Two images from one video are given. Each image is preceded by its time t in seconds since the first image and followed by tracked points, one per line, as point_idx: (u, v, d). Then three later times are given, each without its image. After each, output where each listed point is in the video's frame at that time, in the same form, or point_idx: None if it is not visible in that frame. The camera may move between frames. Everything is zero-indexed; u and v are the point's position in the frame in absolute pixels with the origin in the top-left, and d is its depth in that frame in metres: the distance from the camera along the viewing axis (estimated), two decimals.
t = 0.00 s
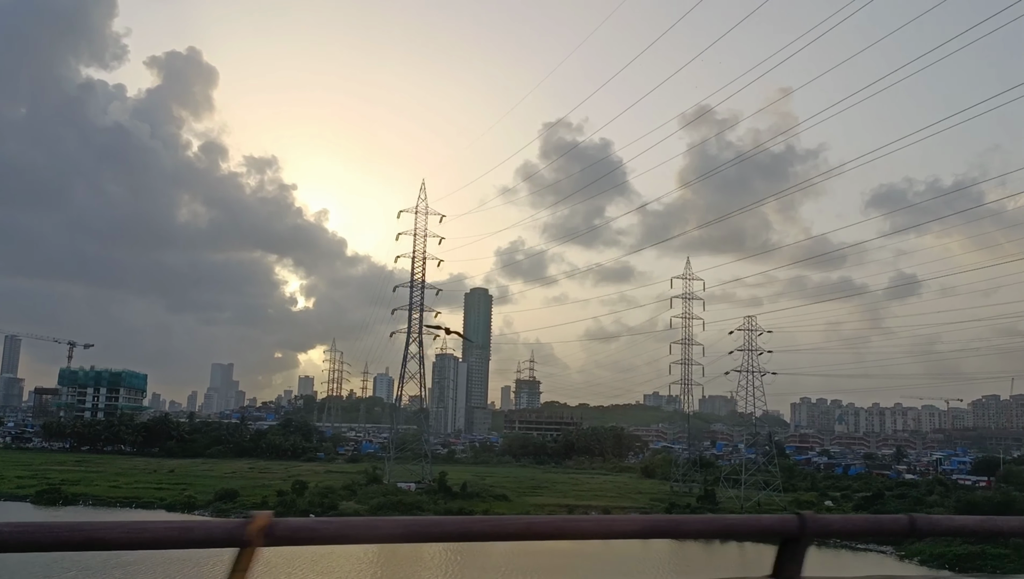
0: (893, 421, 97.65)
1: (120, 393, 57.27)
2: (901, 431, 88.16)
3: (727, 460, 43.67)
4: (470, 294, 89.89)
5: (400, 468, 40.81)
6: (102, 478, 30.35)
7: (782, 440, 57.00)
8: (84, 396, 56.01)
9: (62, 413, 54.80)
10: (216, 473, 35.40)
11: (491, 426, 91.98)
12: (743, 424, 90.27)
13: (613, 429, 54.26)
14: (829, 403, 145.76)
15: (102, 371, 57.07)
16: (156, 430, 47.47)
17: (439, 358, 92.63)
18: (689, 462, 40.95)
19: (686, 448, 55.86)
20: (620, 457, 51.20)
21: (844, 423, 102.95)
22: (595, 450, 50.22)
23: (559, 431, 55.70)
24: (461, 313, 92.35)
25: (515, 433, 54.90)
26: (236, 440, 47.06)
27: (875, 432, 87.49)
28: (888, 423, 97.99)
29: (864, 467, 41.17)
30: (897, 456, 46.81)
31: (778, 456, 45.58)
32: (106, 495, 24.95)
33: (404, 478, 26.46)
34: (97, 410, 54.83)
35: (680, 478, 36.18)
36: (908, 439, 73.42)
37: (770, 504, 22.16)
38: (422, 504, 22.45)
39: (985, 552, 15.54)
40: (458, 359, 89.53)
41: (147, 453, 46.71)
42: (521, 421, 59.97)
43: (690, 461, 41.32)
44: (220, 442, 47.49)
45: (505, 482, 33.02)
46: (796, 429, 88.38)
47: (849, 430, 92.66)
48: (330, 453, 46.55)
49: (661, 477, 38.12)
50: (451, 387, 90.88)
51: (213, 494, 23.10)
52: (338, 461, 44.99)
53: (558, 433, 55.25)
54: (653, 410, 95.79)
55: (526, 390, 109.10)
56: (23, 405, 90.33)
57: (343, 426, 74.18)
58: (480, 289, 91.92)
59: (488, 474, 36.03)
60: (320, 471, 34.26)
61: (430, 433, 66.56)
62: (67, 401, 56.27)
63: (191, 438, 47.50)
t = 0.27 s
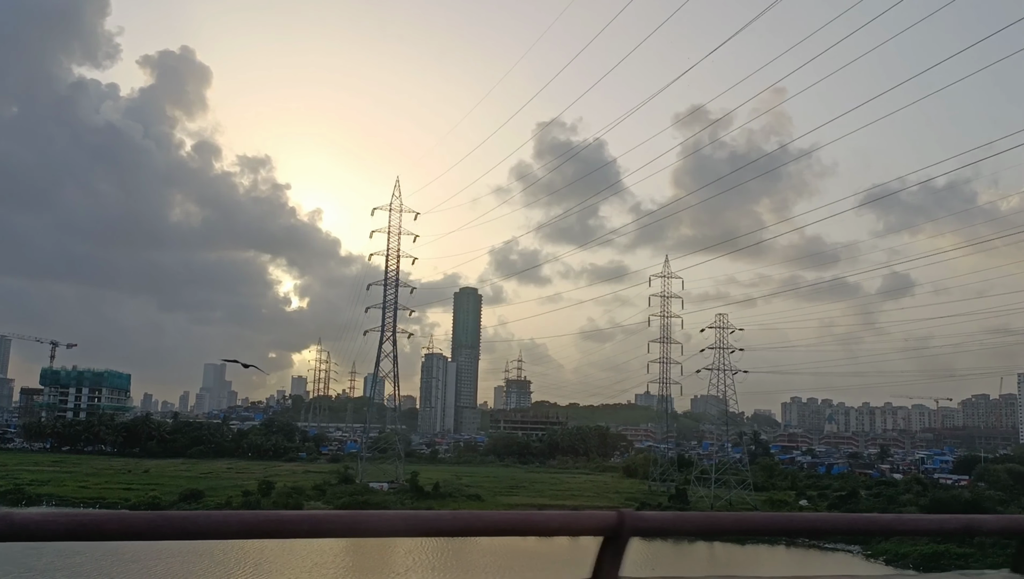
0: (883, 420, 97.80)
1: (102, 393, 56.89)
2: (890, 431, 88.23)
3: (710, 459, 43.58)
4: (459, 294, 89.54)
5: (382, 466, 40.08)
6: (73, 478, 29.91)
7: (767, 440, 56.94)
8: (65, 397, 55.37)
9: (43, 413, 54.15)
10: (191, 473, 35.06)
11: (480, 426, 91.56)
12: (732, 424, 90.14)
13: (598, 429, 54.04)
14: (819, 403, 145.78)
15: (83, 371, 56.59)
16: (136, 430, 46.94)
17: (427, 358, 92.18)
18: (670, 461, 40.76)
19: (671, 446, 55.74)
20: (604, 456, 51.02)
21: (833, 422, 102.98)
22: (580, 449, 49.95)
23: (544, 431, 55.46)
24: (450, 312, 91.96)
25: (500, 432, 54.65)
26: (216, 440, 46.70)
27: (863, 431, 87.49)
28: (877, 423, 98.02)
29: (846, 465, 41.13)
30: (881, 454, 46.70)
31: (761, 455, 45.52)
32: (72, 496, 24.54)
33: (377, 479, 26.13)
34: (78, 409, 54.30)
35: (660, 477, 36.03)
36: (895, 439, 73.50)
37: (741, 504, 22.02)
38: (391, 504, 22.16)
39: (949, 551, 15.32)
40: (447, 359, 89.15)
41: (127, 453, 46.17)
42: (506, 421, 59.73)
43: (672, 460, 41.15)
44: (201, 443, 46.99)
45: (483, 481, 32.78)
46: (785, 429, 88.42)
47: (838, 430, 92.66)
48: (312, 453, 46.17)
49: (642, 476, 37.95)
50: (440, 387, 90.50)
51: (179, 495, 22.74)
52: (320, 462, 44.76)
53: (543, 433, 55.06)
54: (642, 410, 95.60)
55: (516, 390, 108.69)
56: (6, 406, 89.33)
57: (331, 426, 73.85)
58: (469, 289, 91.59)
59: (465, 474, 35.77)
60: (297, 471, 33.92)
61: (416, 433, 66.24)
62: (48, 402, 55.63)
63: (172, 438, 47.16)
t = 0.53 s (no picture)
0: (876, 423, 97.46)
1: (86, 395, 56.62)
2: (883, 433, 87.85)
3: (696, 460, 43.29)
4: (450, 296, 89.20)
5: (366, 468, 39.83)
6: (46, 481, 29.60)
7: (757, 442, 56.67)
8: (50, 399, 54.93)
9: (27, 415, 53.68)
10: (169, 475, 34.76)
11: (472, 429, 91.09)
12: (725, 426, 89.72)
13: (586, 431, 53.79)
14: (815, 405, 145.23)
15: (68, 374, 56.66)
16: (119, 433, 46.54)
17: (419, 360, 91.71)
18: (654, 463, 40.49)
19: (660, 449, 55.41)
20: (591, 459, 50.74)
21: (827, 425, 102.62)
22: (567, 451, 49.62)
23: (532, 433, 55.13)
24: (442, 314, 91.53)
25: (487, 435, 54.33)
26: (200, 442, 46.48)
27: (857, 434, 87.07)
28: (871, 426, 97.60)
29: (832, 468, 40.86)
30: (868, 457, 46.41)
31: (748, 457, 45.24)
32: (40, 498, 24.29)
33: (351, 481, 25.90)
34: (62, 411, 53.99)
35: (642, 479, 35.75)
36: (887, 441, 73.16)
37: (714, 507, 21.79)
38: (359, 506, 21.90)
39: (914, 553, 15.10)
40: (438, 361, 88.79)
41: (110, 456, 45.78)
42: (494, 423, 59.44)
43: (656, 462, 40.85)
44: (184, 445, 46.61)
45: (462, 483, 32.51)
46: (778, 431, 87.97)
47: (832, 432, 92.20)
48: (296, 455, 45.85)
49: (625, 478, 37.69)
50: (431, 389, 90.09)
51: (146, 497, 22.50)
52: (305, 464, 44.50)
53: (531, 435, 54.78)
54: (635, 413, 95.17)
55: (510, 392, 108.19)
56: None
57: (320, 428, 73.46)
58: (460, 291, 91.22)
59: (446, 475, 35.42)
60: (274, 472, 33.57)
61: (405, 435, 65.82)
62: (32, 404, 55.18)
63: (155, 441, 46.91)
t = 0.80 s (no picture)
0: (868, 425, 97.27)
1: (71, 396, 56.35)
2: (875, 436, 87.73)
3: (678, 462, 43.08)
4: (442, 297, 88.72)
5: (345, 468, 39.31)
6: (17, 482, 29.11)
7: (744, 445, 56.51)
8: (33, 399, 54.40)
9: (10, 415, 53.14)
10: (148, 476, 34.41)
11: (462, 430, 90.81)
12: (718, 429, 89.54)
13: (573, 433, 53.45)
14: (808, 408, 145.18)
15: (52, 374, 55.96)
16: (101, 434, 46.08)
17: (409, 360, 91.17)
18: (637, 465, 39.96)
19: (647, 449, 55.18)
20: (578, 461, 50.41)
21: (819, 427, 102.54)
22: (553, 453, 49.26)
23: (519, 435, 54.80)
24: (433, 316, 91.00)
25: (474, 436, 53.95)
26: (183, 443, 46.18)
27: (848, 436, 86.94)
28: (863, 428, 97.56)
29: (817, 470, 40.55)
30: (855, 459, 46.10)
31: (734, 458, 45.05)
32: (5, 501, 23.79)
33: (325, 483, 25.43)
34: (47, 412, 53.49)
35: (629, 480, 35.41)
36: (879, 444, 72.95)
37: (687, 510, 21.52)
38: (328, 509, 21.56)
39: (882, 557, 14.84)
40: (430, 362, 88.52)
41: (91, 457, 45.28)
42: (480, 423, 59.07)
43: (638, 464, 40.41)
44: (167, 447, 46.10)
45: (441, 485, 32.18)
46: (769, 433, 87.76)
47: (824, 435, 92.09)
48: (279, 457, 45.42)
49: (611, 479, 37.32)
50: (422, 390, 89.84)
51: (111, 500, 22.10)
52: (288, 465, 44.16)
53: (517, 436, 54.45)
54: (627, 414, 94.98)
55: (503, 393, 107.94)
56: None
57: (310, 429, 73.14)
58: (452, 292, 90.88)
59: (424, 477, 35.15)
60: (250, 473, 33.13)
61: (393, 436, 65.37)
62: (14, 404, 54.63)
63: (136, 441, 46.81)
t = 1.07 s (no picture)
0: (860, 426, 96.99)
1: (56, 396, 56.06)
2: (866, 436, 87.61)
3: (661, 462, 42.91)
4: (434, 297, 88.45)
5: (325, 469, 39.02)
6: None
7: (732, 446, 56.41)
8: (17, 399, 54.03)
9: None
10: (124, 476, 34.17)
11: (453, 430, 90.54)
12: (710, 430, 89.33)
13: (560, 433, 53.19)
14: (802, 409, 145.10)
15: (37, 373, 55.57)
16: (83, 434, 45.75)
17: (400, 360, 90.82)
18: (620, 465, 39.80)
19: (634, 449, 55.03)
20: (564, 462, 50.16)
21: (811, 427, 102.45)
22: (539, 454, 49.00)
23: (506, 435, 54.59)
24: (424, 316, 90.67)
25: (461, 436, 53.76)
26: (166, 443, 45.90)
27: (839, 437, 86.87)
28: (855, 429, 97.47)
29: (801, 470, 40.39)
30: (841, 460, 45.89)
31: (719, 459, 44.93)
32: None
33: (297, 483, 25.22)
34: (30, 411, 53.13)
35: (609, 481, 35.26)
36: (869, 444, 72.82)
37: (657, 511, 21.31)
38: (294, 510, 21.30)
39: (845, 556, 14.53)
40: (421, 363, 88.21)
41: (73, 456, 44.96)
42: (467, 424, 58.87)
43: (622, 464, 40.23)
44: (150, 447, 45.81)
45: (420, 486, 31.94)
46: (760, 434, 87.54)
47: (816, 435, 91.93)
48: (263, 457, 45.14)
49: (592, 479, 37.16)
50: (413, 391, 89.54)
51: (75, 501, 21.80)
52: (271, 465, 43.89)
53: (504, 436, 54.26)
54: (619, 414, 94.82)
55: (495, 394, 107.66)
56: None
57: (299, 430, 72.83)
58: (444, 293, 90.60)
59: (403, 478, 34.91)
60: (228, 473, 32.82)
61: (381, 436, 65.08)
62: None
63: (120, 441, 45.95)
